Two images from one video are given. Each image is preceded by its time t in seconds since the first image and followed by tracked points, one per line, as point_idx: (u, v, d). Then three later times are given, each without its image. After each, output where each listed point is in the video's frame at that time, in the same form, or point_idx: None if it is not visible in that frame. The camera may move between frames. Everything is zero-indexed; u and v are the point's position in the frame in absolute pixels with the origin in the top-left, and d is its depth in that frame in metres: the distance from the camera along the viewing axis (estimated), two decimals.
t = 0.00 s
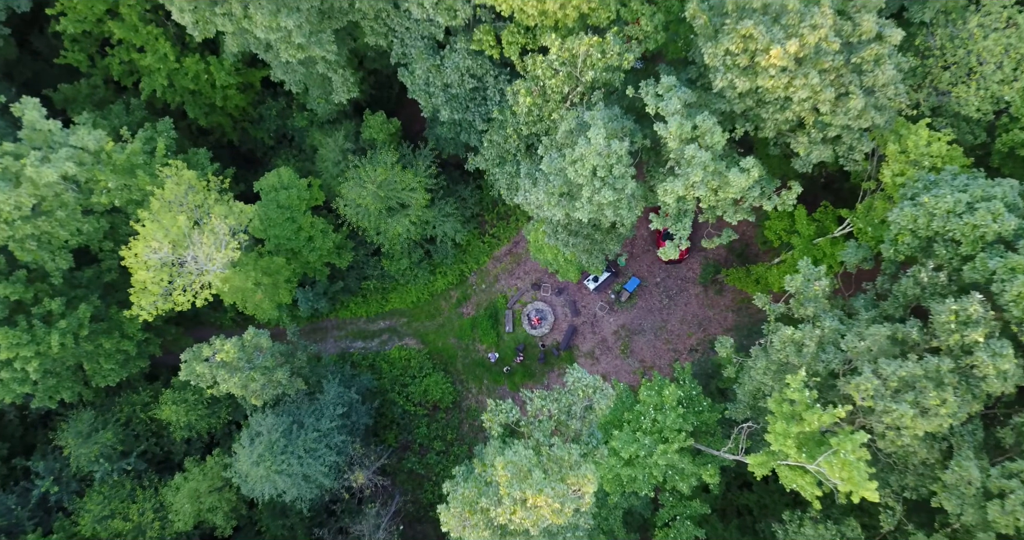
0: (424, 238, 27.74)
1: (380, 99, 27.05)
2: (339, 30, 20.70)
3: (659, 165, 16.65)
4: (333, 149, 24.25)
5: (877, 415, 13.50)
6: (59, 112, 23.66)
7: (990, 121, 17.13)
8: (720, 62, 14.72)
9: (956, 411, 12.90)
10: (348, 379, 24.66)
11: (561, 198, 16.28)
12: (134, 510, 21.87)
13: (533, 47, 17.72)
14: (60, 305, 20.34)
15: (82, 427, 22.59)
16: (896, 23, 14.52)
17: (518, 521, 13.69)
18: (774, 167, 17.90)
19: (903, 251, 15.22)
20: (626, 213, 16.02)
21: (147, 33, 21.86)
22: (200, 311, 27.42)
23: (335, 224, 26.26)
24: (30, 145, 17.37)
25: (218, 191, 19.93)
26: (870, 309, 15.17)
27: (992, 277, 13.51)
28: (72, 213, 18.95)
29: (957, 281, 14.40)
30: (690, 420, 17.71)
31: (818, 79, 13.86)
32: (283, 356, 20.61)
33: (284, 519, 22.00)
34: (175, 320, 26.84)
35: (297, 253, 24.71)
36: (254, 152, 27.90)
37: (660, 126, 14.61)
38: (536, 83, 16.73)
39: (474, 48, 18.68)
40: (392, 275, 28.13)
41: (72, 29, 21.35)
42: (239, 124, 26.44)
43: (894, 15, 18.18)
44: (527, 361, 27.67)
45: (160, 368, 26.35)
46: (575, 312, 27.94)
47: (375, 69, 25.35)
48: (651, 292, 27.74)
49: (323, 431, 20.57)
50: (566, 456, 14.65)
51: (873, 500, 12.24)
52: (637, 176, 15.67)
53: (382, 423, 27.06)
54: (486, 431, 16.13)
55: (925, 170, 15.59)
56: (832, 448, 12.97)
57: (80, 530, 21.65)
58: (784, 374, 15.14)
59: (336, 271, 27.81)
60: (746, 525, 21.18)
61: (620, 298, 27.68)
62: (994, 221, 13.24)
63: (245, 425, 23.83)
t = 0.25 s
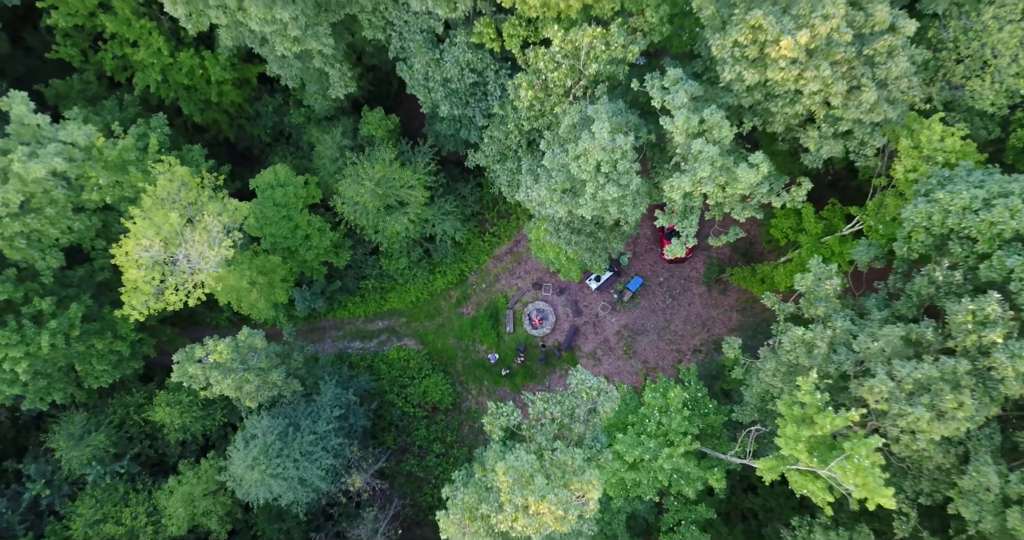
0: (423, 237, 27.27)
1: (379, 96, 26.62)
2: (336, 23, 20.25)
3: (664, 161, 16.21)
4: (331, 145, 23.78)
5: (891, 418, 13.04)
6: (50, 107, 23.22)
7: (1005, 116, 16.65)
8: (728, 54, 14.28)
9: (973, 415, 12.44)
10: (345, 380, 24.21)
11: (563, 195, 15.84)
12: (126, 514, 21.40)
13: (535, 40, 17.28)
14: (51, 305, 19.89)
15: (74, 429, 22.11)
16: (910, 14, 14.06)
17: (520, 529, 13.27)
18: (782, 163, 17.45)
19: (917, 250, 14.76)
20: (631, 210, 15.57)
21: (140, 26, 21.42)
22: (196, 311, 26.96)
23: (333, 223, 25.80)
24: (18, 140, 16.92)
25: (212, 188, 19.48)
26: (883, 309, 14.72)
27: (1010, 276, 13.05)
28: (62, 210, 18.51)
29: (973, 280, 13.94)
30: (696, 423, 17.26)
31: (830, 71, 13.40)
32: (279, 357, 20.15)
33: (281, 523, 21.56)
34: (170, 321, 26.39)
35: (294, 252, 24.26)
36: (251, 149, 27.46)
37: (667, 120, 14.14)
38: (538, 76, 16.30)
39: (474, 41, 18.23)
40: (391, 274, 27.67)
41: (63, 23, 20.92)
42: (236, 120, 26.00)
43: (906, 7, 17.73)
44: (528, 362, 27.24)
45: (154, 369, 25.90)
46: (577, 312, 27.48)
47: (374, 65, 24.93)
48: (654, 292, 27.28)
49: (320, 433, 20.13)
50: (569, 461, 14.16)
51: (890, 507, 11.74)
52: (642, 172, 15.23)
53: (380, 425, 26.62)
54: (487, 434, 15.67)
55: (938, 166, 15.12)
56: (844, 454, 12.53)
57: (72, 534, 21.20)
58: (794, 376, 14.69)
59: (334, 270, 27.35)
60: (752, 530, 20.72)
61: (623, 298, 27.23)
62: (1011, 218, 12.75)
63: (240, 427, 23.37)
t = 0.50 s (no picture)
0: (423, 235, 26.81)
1: (377, 92, 26.18)
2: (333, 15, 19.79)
3: (670, 155, 15.75)
4: (328, 141, 23.30)
5: (907, 421, 12.58)
6: (42, 102, 22.76)
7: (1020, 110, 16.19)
8: (737, 44, 13.83)
9: (992, 418, 11.97)
10: (343, 380, 23.75)
11: (566, 191, 15.39)
12: (119, 518, 20.93)
13: (537, 31, 16.83)
14: (41, 304, 19.42)
15: (65, 430, 21.64)
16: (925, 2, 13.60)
17: (522, 536, 12.81)
18: (791, 158, 16.99)
19: (931, 247, 14.30)
20: (636, 206, 15.11)
21: (133, 19, 20.98)
22: (191, 310, 26.49)
23: (330, 220, 25.33)
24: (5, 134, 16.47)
25: (206, 184, 19.02)
26: (896, 308, 14.26)
27: None
28: (52, 206, 18.06)
29: (990, 278, 13.47)
30: (702, 425, 16.80)
31: (843, 61, 12.93)
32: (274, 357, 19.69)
33: (277, 526, 21.11)
34: (165, 320, 25.95)
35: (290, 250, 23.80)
36: (247, 146, 27.01)
37: (674, 113, 13.67)
38: (541, 68, 15.86)
39: (475, 33, 17.78)
40: (389, 273, 27.20)
41: (54, 16, 20.47)
42: (232, 116, 25.55)
43: None
44: (529, 362, 26.78)
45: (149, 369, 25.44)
46: (579, 311, 27.01)
47: (373, 59, 24.50)
48: (658, 291, 26.82)
49: (317, 435, 19.67)
50: (573, 465, 13.72)
51: (908, 514, 11.26)
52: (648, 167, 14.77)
53: (379, 427, 26.17)
54: (488, 437, 15.22)
55: (953, 160, 14.65)
56: (858, 458, 12.06)
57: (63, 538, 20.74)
58: (805, 377, 14.23)
59: (332, 269, 26.89)
60: (758, 534, 20.25)
61: (626, 297, 26.77)
62: None
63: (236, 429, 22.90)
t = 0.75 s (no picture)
0: (422, 234, 26.35)
1: (376, 88, 25.73)
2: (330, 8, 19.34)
3: (676, 151, 15.31)
4: (326, 137, 22.84)
5: (924, 425, 12.12)
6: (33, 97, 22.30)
7: None
8: (746, 35, 13.38)
9: (1013, 422, 11.51)
10: (341, 382, 23.31)
11: (569, 187, 14.95)
12: (111, 522, 20.48)
13: (539, 23, 16.38)
14: (31, 303, 18.97)
15: (57, 433, 21.18)
16: None
17: None
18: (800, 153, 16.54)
19: (947, 244, 13.85)
20: (641, 203, 14.67)
21: (126, 12, 20.54)
22: (186, 310, 26.04)
23: (328, 219, 24.88)
24: None
25: (199, 180, 18.56)
26: (910, 308, 13.81)
27: None
28: (42, 204, 17.63)
29: (1009, 277, 13.00)
30: (709, 428, 16.35)
31: (857, 52, 12.46)
32: (270, 359, 19.25)
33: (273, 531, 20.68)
34: (160, 320, 25.52)
35: (287, 249, 23.35)
36: (244, 143, 26.57)
37: (681, 105, 13.20)
38: (543, 61, 15.42)
39: (475, 25, 17.34)
40: (388, 272, 26.74)
41: (45, 9, 20.04)
42: (228, 113, 25.12)
43: None
44: (531, 363, 26.34)
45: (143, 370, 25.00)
46: (581, 311, 26.56)
47: (371, 55, 24.06)
48: (661, 291, 26.37)
49: (314, 438, 19.22)
50: (577, 471, 13.31)
51: (927, 523, 10.81)
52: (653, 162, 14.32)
53: (377, 429, 25.73)
54: (490, 441, 14.79)
55: (969, 155, 14.18)
56: (874, 463, 11.62)
57: None
58: (816, 379, 13.78)
59: (330, 268, 26.43)
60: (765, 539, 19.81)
61: (629, 297, 26.31)
62: None
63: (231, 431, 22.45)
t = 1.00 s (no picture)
0: (422, 232, 25.89)
1: (375, 84, 25.28)
2: None
3: (683, 145, 14.86)
4: (323, 133, 22.38)
5: (942, 428, 11.66)
6: (23, 92, 21.83)
7: None
8: (757, 24, 12.92)
9: None
10: (339, 383, 22.87)
11: (573, 182, 14.51)
12: (104, 526, 20.05)
13: (542, 14, 15.93)
14: (21, 303, 18.52)
15: (48, 435, 20.71)
16: None
17: None
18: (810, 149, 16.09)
19: (964, 241, 13.39)
20: (647, 198, 14.22)
21: (119, 5, 20.11)
22: (182, 310, 25.60)
23: (326, 216, 24.43)
24: None
25: (193, 176, 18.11)
26: (926, 307, 13.36)
27: None
28: (31, 200, 17.19)
29: None
30: (716, 430, 15.91)
31: (872, 41, 11.99)
32: (266, 359, 18.80)
33: (269, 535, 20.26)
34: (155, 320, 25.07)
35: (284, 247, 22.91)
36: (241, 140, 26.13)
37: (689, 96, 12.70)
38: (546, 52, 14.97)
39: (476, 16, 16.88)
40: (387, 271, 26.27)
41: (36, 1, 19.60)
42: (224, 109, 24.68)
43: None
44: (532, 363, 25.90)
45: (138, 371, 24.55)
46: (583, 311, 26.10)
47: (370, 50, 23.61)
48: (665, 290, 25.90)
49: (310, 441, 18.78)
50: (581, 476, 12.84)
51: (948, 531, 10.38)
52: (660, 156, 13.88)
53: (376, 431, 25.29)
54: (490, 445, 14.35)
55: (986, 149, 13.70)
56: (890, 469, 11.18)
57: None
58: (828, 380, 13.33)
59: (327, 267, 25.97)
60: None
61: (632, 296, 25.85)
62: None
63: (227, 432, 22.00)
